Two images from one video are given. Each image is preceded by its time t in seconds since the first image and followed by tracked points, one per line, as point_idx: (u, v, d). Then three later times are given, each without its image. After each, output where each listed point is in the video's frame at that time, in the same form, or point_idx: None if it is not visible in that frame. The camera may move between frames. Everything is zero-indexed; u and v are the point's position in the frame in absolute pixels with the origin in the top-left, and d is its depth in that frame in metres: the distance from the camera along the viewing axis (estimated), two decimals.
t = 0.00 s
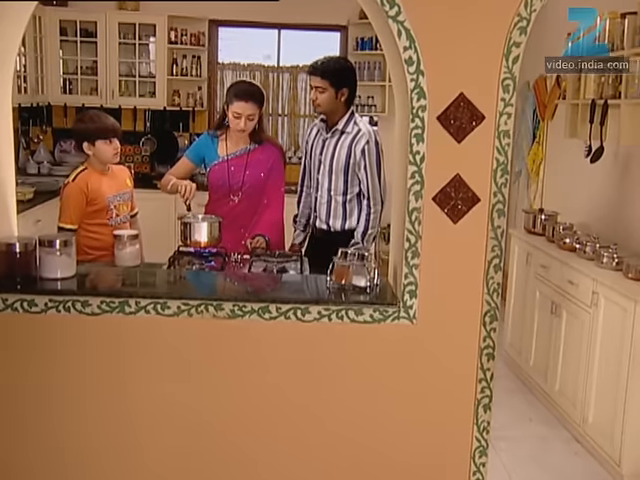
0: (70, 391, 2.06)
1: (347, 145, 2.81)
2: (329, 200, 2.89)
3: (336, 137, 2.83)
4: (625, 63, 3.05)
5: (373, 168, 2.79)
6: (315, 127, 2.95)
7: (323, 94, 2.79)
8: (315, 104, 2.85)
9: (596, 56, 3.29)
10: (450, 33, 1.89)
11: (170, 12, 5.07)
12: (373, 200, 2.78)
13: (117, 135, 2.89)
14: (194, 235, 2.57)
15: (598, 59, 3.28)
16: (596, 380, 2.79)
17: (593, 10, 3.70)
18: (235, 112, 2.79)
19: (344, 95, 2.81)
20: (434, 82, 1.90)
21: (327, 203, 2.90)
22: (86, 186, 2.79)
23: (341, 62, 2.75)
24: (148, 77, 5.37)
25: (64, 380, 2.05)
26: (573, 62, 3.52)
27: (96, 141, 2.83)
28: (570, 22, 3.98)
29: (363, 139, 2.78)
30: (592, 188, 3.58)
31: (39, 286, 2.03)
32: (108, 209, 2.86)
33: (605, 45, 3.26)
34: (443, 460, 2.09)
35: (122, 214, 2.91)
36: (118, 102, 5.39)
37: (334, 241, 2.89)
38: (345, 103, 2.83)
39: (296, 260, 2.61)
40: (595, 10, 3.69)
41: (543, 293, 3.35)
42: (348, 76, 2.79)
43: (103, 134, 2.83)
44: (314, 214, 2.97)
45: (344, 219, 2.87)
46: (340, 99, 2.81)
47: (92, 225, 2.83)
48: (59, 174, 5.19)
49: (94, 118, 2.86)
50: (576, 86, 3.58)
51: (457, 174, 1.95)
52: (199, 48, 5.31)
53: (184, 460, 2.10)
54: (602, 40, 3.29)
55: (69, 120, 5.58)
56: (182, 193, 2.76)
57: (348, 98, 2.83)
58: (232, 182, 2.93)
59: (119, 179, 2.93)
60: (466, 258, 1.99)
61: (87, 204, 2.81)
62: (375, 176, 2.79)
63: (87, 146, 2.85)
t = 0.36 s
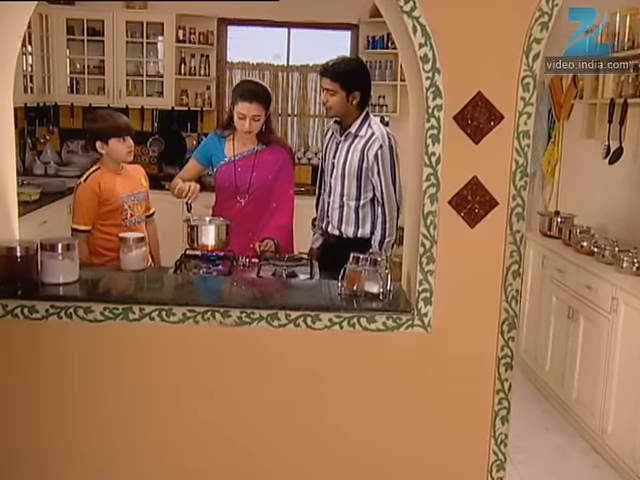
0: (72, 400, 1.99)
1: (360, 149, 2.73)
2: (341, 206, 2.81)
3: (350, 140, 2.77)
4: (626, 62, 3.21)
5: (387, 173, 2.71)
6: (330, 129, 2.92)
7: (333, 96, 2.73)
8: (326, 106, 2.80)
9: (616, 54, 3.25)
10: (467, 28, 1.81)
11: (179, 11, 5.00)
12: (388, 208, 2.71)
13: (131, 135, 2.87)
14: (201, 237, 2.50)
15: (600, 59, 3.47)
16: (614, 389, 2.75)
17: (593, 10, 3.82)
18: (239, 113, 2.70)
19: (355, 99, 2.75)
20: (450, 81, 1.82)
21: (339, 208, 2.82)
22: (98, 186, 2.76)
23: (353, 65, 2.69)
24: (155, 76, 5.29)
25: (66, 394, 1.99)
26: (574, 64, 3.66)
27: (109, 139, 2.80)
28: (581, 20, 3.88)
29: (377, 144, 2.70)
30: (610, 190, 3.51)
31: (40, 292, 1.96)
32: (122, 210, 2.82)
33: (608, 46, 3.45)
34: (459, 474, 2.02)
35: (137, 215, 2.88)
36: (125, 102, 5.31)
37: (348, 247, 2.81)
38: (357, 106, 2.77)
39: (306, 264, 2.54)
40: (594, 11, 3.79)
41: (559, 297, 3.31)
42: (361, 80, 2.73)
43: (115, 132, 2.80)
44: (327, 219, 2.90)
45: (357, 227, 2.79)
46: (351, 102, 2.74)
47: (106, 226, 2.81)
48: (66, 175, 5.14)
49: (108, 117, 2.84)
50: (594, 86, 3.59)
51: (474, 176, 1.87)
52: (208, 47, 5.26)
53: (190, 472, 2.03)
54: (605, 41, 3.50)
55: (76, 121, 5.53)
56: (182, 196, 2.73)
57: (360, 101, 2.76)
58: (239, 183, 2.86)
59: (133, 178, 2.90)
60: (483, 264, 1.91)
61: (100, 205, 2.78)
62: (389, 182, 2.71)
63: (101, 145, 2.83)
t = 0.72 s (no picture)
0: (74, 409, 1.93)
1: (369, 152, 2.66)
2: (351, 209, 2.75)
3: (359, 143, 2.70)
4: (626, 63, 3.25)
5: (397, 177, 2.63)
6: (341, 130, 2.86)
7: (341, 97, 2.67)
8: (334, 107, 2.73)
9: (633, 52, 3.17)
10: (483, 25, 1.74)
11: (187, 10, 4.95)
12: (398, 213, 2.65)
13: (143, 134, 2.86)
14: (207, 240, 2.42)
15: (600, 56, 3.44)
16: (632, 397, 2.68)
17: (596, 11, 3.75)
18: (245, 113, 2.62)
19: (365, 99, 2.67)
20: (465, 80, 1.75)
21: (348, 212, 2.75)
22: (113, 186, 2.70)
23: (363, 66, 2.63)
24: (163, 76, 5.24)
25: (67, 402, 1.93)
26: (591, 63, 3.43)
27: (123, 138, 2.78)
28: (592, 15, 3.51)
29: (386, 147, 2.62)
30: (628, 192, 3.43)
31: (41, 297, 1.91)
32: (135, 211, 2.77)
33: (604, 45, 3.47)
34: None
35: (149, 216, 2.83)
36: (132, 101, 5.27)
37: (359, 253, 2.74)
38: (366, 108, 2.69)
39: (315, 267, 2.47)
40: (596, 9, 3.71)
41: (574, 302, 3.24)
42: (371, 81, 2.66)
43: (131, 131, 2.79)
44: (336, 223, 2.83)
45: (367, 231, 2.72)
46: (360, 103, 2.67)
47: (119, 227, 2.75)
48: (72, 175, 5.09)
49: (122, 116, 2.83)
50: (610, 86, 3.51)
51: (490, 178, 1.80)
52: (216, 46, 5.19)
53: None
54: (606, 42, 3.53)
55: (83, 121, 5.50)
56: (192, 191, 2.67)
57: (369, 103, 2.69)
58: (243, 184, 2.79)
59: (146, 179, 2.85)
60: (499, 270, 1.84)
61: (114, 205, 2.72)
62: (399, 187, 2.63)
63: (115, 144, 2.79)
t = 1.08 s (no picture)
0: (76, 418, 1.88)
1: (377, 154, 2.59)
2: (357, 212, 2.69)
3: (366, 143, 2.64)
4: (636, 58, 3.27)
5: (404, 181, 2.55)
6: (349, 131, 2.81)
7: (350, 95, 2.61)
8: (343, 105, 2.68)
9: None
10: (499, 23, 1.67)
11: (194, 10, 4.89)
12: (405, 215, 2.58)
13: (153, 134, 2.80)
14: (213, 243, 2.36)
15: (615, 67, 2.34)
16: None
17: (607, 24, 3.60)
18: (249, 112, 2.57)
19: (374, 97, 2.61)
20: (480, 79, 1.69)
21: (355, 215, 2.70)
22: (122, 187, 2.65)
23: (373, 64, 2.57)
24: (169, 76, 5.18)
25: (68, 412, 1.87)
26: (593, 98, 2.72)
27: (132, 139, 2.73)
28: None
29: (394, 149, 2.55)
30: None
31: (41, 303, 1.85)
32: (144, 212, 2.72)
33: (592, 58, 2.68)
34: None
35: (158, 217, 2.78)
36: (139, 102, 5.22)
37: (367, 257, 2.67)
38: (376, 106, 2.63)
39: (324, 271, 2.41)
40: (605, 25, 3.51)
41: (588, 306, 3.16)
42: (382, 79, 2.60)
43: (139, 131, 2.73)
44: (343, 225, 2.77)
45: (373, 235, 2.66)
46: (369, 101, 2.62)
47: (127, 228, 2.69)
48: (78, 177, 5.04)
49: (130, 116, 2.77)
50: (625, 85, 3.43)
51: (505, 181, 1.74)
52: (223, 46, 5.14)
53: None
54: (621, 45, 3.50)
55: (90, 122, 5.47)
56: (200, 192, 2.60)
57: (379, 101, 2.63)
58: (245, 186, 2.74)
59: (155, 180, 2.80)
60: (513, 276, 1.78)
61: (123, 206, 2.67)
62: (407, 190, 2.55)
63: (124, 144, 2.75)
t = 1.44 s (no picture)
0: (75, 430, 1.82)
1: (382, 155, 2.54)
2: (362, 214, 2.62)
3: (371, 145, 2.58)
4: None
5: (410, 181, 2.50)
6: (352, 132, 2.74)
7: (356, 94, 2.54)
8: (348, 105, 2.61)
9: None
10: (512, 21, 1.61)
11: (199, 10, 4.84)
12: (412, 218, 2.52)
13: (158, 135, 2.74)
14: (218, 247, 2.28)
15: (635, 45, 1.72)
16: None
17: None
18: (249, 112, 2.51)
19: (380, 97, 2.55)
20: (493, 79, 1.63)
21: (359, 217, 2.63)
22: (127, 189, 2.59)
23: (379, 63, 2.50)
24: (174, 77, 5.13)
25: (67, 423, 1.82)
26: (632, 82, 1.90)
27: (136, 141, 2.68)
28: None
29: (400, 149, 2.50)
30: None
31: (40, 310, 1.79)
32: (150, 214, 2.66)
33: None
34: None
35: (164, 220, 2.72)
36: (144, 103, 5.17)
37: (371, 260, 2.61)
38: (381, 106, 2.57)
39: (331, 276, 2.35)
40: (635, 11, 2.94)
41: (600, 312, 3.09)
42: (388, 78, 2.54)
43: (143, 132, 2.67)
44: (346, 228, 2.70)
45: (377, 238, 2.59)
46: (374, 101, 2.55)
47: (133, 231, 2.64)
48: (83, 179, 4.99)
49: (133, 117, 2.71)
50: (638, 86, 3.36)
51: (519, 185, 1.68)
52: (229, 47, 5.09)
53: None
54: None
55: (94, 123, 5.43)
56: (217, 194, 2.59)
57: (385, 102, 2.57)
58: (246, 190, 2.68)
59: (161, 182, 2.74)
60: (527, 283, 1.72)
61: (129, 208, 2.61)
62: (413, 190, 2.50)
63: (128, 147, 2.71)
